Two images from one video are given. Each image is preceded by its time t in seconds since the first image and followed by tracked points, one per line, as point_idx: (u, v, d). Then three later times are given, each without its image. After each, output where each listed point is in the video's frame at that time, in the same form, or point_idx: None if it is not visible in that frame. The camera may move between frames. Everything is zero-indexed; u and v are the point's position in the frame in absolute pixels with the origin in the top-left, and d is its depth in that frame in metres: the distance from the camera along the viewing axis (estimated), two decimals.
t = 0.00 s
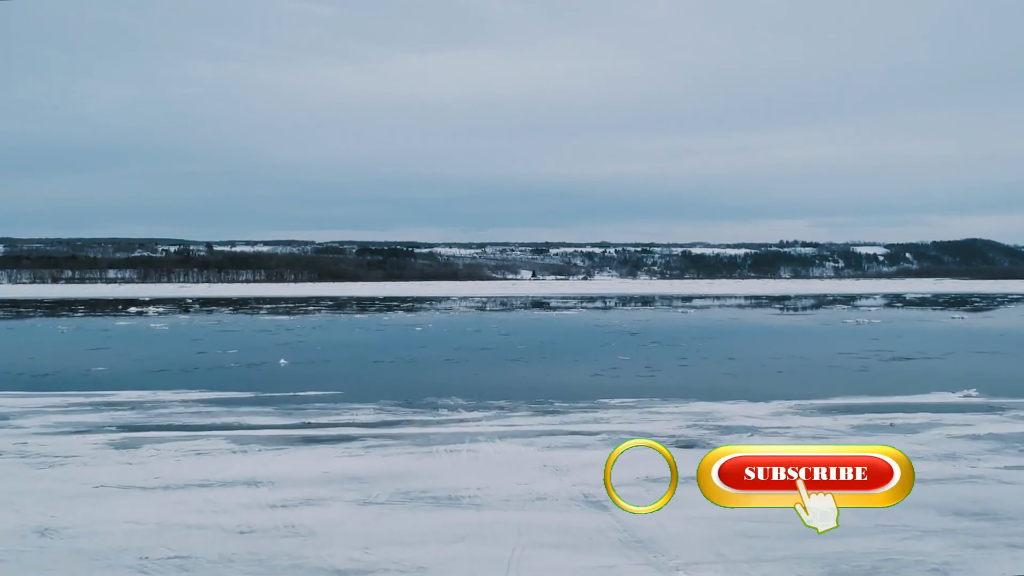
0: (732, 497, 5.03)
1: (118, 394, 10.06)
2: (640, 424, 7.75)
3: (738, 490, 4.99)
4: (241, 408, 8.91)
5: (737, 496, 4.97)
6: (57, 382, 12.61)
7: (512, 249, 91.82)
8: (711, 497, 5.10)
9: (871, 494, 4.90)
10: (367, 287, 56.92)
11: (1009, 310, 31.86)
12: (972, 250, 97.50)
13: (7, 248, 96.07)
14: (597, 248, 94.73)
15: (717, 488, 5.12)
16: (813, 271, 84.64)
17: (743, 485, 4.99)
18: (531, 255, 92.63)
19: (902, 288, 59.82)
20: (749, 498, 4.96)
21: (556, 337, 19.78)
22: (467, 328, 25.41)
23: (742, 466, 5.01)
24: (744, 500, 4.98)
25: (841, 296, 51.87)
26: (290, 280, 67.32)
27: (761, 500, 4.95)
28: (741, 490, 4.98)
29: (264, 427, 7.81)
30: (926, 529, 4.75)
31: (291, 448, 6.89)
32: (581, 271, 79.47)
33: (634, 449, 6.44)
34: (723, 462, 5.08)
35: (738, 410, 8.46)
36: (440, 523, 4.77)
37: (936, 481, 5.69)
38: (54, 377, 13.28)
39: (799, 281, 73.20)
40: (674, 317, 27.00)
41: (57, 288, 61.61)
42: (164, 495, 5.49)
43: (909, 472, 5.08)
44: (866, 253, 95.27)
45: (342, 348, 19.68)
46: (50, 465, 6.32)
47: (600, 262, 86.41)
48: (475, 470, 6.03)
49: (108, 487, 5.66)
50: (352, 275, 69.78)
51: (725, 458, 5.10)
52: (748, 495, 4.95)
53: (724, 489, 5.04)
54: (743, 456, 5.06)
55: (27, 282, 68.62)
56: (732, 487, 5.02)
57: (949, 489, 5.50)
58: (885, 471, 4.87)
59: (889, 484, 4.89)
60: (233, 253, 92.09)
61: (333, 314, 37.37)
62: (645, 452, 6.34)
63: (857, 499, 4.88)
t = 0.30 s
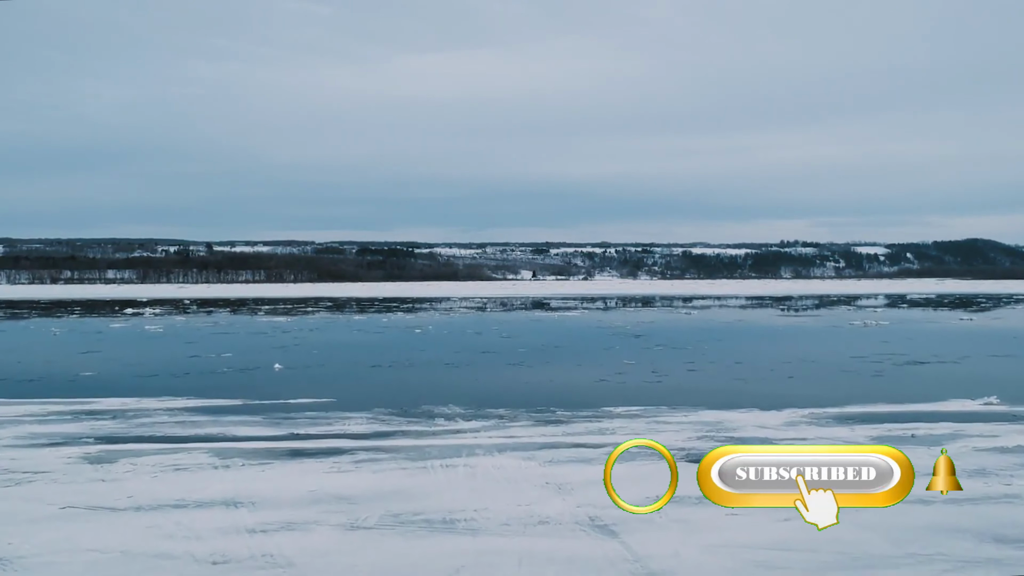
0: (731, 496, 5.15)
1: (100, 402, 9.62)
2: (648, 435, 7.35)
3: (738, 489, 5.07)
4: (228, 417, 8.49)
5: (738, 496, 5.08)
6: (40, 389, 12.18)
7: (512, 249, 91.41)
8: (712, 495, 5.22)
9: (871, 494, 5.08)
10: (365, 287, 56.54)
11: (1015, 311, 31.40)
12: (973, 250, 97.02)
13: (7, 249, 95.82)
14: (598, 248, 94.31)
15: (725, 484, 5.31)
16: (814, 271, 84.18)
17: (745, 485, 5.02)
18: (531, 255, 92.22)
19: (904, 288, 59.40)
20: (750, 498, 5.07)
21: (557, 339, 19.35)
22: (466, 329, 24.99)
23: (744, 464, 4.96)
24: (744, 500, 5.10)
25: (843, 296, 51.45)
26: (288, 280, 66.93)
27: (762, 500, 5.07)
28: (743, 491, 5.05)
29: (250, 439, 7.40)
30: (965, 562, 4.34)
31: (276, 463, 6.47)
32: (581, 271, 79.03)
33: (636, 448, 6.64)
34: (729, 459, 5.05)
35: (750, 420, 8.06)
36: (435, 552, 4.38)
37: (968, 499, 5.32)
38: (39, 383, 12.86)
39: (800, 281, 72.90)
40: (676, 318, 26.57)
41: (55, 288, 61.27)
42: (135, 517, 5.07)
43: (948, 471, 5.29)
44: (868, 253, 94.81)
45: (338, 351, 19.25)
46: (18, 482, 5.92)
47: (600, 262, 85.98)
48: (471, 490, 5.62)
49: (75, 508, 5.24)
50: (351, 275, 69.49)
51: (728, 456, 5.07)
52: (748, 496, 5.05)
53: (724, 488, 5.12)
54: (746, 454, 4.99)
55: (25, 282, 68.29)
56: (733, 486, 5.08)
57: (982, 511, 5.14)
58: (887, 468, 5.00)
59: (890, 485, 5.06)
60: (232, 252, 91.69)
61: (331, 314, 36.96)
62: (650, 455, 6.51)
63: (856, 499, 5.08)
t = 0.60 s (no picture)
0: (732, 496, 5.24)
1: (81, 410, 9.15)
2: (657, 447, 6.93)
3: (738, 489, 5.19)
4: (214, 428, 8.07)
5: (738, 496, 5.17)
6: (23, 395, 11.74)
7: (512, 249, 91.08)
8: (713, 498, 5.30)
9: (871, 494, 5.14)
10: (364, 287, 56.21)
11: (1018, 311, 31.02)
12: (973, 250, 96.72)
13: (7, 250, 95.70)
14: (597, 248, 93.97)
15: (717, 488, 5.32)
16: (814, 272, 83.81)
17: (745, 485, 5.18)
18: (531, 255, 91.89)
19: (904, 289, 59.09)
20: (750, 499, 5.16)
21: (557, 341, 18.94)
22: (465, 330, 24.59)
23: (743, 465, 5.21)
24: (744, 500, 5.18)
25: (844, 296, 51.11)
26: (287, 280, 66.61)
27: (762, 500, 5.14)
28: (743, 490, 5.18)
29: (233, 452, 6.97)
30: None
31: (261, 479, 6.06)
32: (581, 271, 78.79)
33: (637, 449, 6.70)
34: (729, 460, 5.25)
35: (762, 431, 7.65)
36: None
37: (1006, 524, 4.93)
38: (22, 389, 12.38)
39: (800, 282, 72.64)
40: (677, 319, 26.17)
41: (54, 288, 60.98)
42: (100, 543, 4.66)
43: (948, 471, 5.33)
44: (868, 253, 94.48)
45: (334, 355, 18.81)
46: None
47: (600, 262, 85.63)
48: (467, 511, 5.20)
49: (37, 533, 4.83)
50: (351, 275, 69.24)
51: (728, 457, 5.30)
52: (749, 495, 5.15)
53: (724, 488, 5.22)
54: (746, 455, 5.26)
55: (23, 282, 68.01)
56: (734, 486, 5.21)
57: (1021, 537, 4.75)
58: (886, 467, 5.17)
59: (889, 483, 5.16)
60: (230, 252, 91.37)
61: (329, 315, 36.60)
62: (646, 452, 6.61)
63: (857, 499, 5.13)
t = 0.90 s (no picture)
0: (731, 497, 5.32)
1: (60, 418, 8.72)
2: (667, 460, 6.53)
3: (738, 489, 5.27)
4: (198, 439, 7.65)
5: (738, 496, 5.25)
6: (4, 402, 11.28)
7: (512, 249, 90.63)
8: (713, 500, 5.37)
9: (872, 494, 5.16)
10: (363, 288, 55.73)
11: None
12: (975, 250, 96.20)
13: (6, 250, 95.39)
14: (598, 248, 93.47)
15: (717, 489, 5.41)
16: (815, 272, 83.31)
17: (745, 485, 5.26)
18: (531, 255, 91.43)
19: (905, 288, 58.58)
20: (750, 499, 5.24)
21: (559, 343, 18.49)
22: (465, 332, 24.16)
23: (743, 464, 5.31)
24: (744, 500, 5.25)
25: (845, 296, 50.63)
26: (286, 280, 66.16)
27: (761, 500, 5.23)
28: (742, 491, 5.25)
29: (214, 467, 6.56)
30: None
31: (242, 496, 5.66)
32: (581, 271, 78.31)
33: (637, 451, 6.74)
34: (728, 460, 5.35)
35: (776, 442, 7.27)
36: None
37: None
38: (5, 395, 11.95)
39: (800, 282, 72.25)
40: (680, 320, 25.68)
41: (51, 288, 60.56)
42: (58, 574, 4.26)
43: (948, 472, 5.35)
44: (869, 253, 93.96)
45: (331, 358, 18.38)
46: None
47: (600, 262, 85.16)
48: (461, 535, 4.79)
49: None
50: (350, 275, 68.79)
51: (727, 457, 5.40)
52: (748, 495, 5.24)
53: (724, 489, 5.30)
54: (745, 455, 5.36)
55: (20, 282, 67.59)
56: (733, 486, 5.29)
57: None
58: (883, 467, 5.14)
59: (890, 483, 5.17)
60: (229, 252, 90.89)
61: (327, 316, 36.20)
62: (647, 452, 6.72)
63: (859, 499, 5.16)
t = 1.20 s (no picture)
0: (731, 495, 5.33)
1: (39, 427, 8.32)
2: (677, 475, 6.15)
3: (737, 489, 5.26)
4: (179, 449, 7.25)
5: (738, 496, 5.28)
6: None
7: (512, 250, 90.26)
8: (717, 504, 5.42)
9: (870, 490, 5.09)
10: (362, 288, 55.36)
11: None
12: (976, 249, 95.77)
13: (6, 251, 95.19)
14: (598, 248, 93.09)
15: (717, 486, 5.36)
16: (816, 272, 82.88)
17: (745, 485, 5.21)
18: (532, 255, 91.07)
19: (907, 288, 58.15)
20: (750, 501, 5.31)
21: (561, 344, 18.10)
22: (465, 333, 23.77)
23: (743, 465, 5.11)
24: (744, 500, 5.32)
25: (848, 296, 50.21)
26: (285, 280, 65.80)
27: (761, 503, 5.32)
28: (743, 491, 5.24)
29: (195, 481, 6.17)
30: None
31: (220, 515, 5.28)
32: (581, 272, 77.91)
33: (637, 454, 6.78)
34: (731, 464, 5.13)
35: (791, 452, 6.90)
36: None
37: None
38: None
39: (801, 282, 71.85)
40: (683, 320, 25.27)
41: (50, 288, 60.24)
42: None
43: (947, 472, 5.42)
44: (870, 253, 93.55)
45: (329, 361, 17.98)
46: None
47: (601, 262, 84.78)
48: (457, 560, 4.43)
49: None
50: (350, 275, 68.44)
51: (726, 457, 5.15)
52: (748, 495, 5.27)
53: (725, 489, 5.26)
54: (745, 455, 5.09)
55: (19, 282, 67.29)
56: (733, 487, 5.25)
57: None
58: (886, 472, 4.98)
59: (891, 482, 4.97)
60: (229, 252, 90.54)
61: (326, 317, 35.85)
62: (648, 452, 6.87)
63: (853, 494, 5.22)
